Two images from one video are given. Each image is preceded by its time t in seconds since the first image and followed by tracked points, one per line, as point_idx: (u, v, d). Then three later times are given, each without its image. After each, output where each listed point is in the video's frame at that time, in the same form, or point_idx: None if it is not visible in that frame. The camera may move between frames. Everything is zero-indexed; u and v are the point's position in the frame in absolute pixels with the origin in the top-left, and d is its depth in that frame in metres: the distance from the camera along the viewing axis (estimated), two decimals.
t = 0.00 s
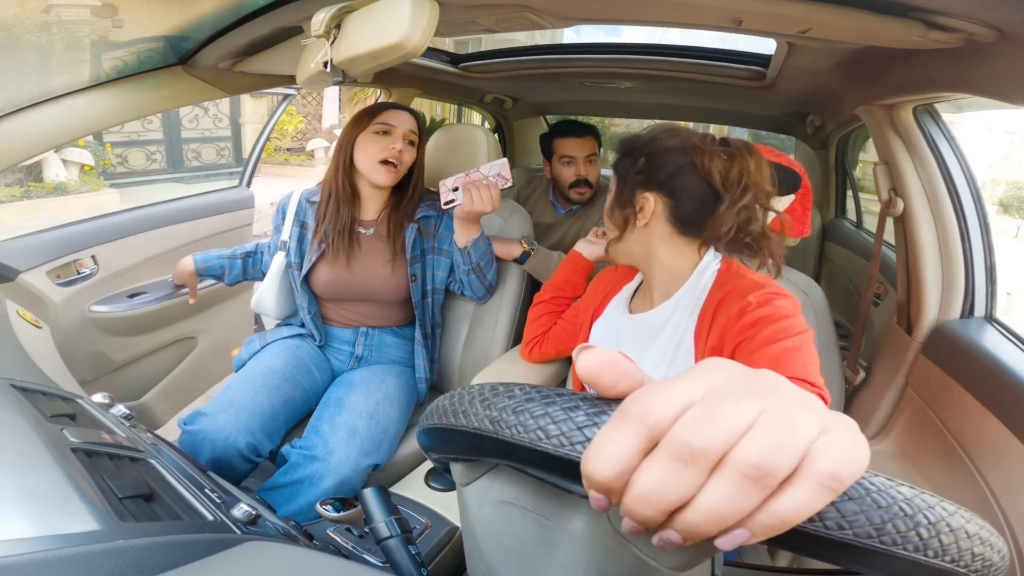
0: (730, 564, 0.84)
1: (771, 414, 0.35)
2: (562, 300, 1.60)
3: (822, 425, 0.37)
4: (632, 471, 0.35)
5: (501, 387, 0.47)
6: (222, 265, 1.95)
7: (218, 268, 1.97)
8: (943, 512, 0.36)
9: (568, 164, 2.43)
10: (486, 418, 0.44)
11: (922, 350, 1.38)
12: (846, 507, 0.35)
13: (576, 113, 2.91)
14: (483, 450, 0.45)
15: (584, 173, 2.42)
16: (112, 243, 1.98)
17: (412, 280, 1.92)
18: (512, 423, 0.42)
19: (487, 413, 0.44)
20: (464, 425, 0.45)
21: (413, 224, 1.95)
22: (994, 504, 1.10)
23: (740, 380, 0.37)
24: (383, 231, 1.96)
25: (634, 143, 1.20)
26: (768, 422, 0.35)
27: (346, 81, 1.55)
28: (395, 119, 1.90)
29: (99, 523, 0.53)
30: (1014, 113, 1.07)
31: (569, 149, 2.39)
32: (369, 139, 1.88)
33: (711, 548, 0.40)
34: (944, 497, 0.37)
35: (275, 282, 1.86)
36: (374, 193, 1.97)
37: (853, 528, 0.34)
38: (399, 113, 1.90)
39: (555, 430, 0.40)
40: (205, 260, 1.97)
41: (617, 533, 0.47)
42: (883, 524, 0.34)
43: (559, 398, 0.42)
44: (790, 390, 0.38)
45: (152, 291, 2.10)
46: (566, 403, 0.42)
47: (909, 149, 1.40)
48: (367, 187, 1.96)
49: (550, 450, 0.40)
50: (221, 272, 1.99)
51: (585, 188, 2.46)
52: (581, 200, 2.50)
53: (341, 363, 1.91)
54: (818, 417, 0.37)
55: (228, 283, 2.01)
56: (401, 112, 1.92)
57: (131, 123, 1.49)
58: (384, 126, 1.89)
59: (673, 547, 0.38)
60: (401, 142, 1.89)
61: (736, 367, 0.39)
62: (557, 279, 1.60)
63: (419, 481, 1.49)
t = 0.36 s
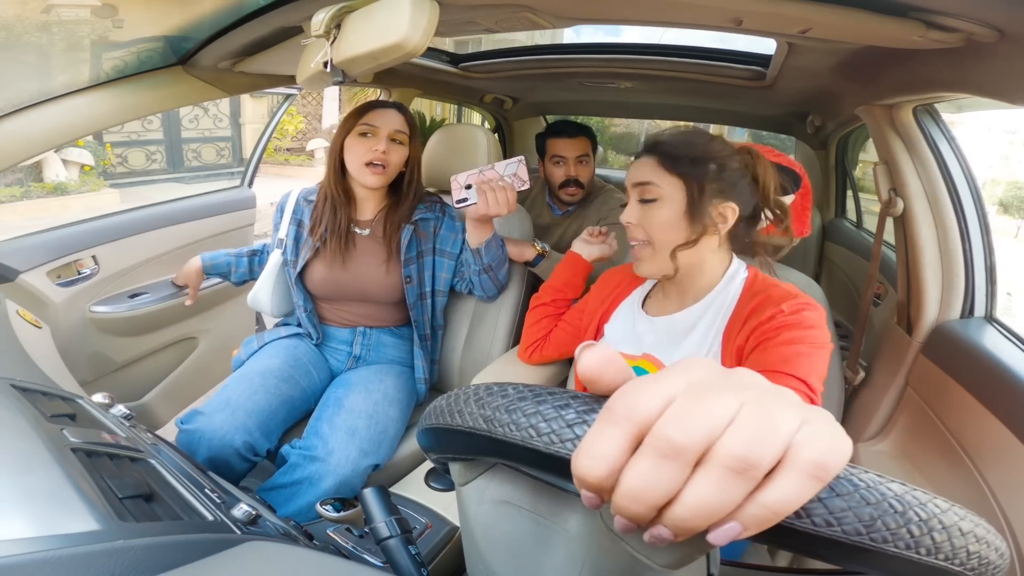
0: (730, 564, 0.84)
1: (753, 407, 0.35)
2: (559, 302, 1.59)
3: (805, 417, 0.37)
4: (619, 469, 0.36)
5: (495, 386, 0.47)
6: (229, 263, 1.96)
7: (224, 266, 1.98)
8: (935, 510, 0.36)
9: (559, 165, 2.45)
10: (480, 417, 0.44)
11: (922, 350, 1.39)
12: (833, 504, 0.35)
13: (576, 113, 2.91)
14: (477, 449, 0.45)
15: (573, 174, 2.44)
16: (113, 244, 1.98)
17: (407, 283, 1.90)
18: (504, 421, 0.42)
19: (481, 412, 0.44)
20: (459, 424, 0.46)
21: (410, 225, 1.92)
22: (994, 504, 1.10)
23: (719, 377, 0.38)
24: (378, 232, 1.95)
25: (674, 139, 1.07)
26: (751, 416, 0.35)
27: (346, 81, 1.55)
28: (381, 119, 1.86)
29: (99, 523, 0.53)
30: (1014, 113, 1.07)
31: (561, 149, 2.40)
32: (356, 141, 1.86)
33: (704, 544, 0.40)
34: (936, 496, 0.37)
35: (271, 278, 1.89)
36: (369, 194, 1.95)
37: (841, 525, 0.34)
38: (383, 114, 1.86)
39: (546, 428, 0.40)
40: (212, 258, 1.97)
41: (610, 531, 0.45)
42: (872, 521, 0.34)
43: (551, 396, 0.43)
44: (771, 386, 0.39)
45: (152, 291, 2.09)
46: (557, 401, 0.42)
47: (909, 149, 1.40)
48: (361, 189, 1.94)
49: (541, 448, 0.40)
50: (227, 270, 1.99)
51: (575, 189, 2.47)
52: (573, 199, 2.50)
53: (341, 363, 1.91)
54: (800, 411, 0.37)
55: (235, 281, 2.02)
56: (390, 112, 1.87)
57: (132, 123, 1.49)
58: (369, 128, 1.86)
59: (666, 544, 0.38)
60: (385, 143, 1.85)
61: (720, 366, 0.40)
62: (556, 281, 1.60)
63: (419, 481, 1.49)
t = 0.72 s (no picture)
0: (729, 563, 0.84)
1: (750, 407, 0.36)
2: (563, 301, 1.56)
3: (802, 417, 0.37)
4: (618, 468, 0.36)
5: (495, 386, 0.47)
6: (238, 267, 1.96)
7: (232, 270, 1.98)
8: (934, 509, 0.36)
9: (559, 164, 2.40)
10: (479, 416, 0.44)
11: (922, 350, 1.38)
12: (832, 503, 0.35)
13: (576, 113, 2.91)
14: (477, 449, 0.45)
15: (574, 171, 2.40)
16: (113, 245, 1.98)
17: (397, 280, 1.90)
18: (503, 421, 0.42)
19: (480, 412, 0.44)
20: (458, 424, 0.46)
21: (396, 223, 1.91)
22: (994, 504, 1.10)
23: (716, 378, 0.38)
24: (367, 231, 1.94)
25: (701, 155, 1.10)
26: (748, 416, 0.35)
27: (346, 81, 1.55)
28: (346, 121, 1.82)
29: (100, 523, 0.53)
30: (1014, 113, 1.07)
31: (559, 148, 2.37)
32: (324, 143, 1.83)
33: (701, 543, 0.40)
34: (936, 495, 0.37)
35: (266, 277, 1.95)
36: (350, 193, 1.93)
37: (839, 525, 0.34)
38: (345, 115, 1.82)
39: (545, 427, 0.40)
40: (220, 261, 1.97)
41: (609, 532, 0.45)
42: (871, 520, 0.34)
43: (550, 396, 0.43)
44: (768, 386, 0.39)
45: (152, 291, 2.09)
46: (556, 401, 0.42)
47: (909, 149, 1.40)
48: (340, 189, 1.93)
49: (539, 447, 0.40)
50: (234, 274, 1.99)
51: (577, 187, 2.43)
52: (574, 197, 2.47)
53: (340, 363, 1.92)
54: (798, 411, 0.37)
55: (241, 285, 2.02)
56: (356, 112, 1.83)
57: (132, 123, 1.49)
58: (334, 130, 1.83)
59: (665, 543, 0.38)
60: (349, 145, 1.82)
61: (717, 368, 0.40)
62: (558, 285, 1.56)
63: (419, 481, 1.49)
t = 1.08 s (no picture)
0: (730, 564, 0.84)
1: (748, 407, 0.36)
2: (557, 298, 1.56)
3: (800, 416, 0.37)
4: (616, 468, 0.36)
5: (494, 386, 0.47)
6: (228, 267, 1.97)
7: (223, 270, 1.98)
8: (933, 509, 0.36)
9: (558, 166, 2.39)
10: (478, 416, 0.44)
11: (922, 350, 1.38)
12: (830, 503, 0.35)
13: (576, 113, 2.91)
14: (476, 449, 0.45)
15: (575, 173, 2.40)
16: (113, 245, 1.98)
17: (372, 277, 1.89)
18: (502, 420, 0.42)
19: (479, 412, 0.44)
20: (457, 424, 0.46)
21: (363, 220, 1.91)
22: (994, 504, 1.10)
23: (714, 377, 0.38)
24: (333, 231, 1.94)
25: (693, 158, 1.09)
26: (746, 416, 0.35)
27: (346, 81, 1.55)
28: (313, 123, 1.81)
29: (100, 523, 0.53)
30: (1014, 113, 1.07)
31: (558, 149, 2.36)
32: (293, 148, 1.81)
33: (701, 543, 0.40)
34: (935, 495, 0.37)
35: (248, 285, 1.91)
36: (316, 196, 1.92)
37: (838, 524, 0.34)
38: (312, 118, 1.81)
39: (544, 427, 0.40)
40: (211, 261, 1.97)
41: (609, 531, 0.45)
42: (869, 520, 0.34)
43: (549, 395, 0.43)
44: (766, 385, 0.39)
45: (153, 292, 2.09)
46: (555, 400, 0.42)
47: (909, 149, 1.40)
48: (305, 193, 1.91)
49: (538, 447, 0.40)
50: (225, 274, 2.00)
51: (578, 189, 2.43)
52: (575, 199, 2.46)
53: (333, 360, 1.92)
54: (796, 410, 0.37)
55: (230, 285, 2.03)
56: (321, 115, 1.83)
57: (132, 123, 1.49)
58: (303, 133, 1.81)
59: (663, 543, 0.38)
60: (321, 148, 1.81)
61: (716, 367, 0.40)
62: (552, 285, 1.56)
63: (419, 481, 1.49)
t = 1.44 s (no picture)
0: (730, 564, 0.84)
1: (749, 406, 0.36)
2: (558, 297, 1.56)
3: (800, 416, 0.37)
4: (616, 467, 0.36)
5: (494, 387, 0.47)
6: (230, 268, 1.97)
7: (224, 271, 1.98)
8: (933, 509, 0.36)
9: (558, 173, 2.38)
10: (478, 416, 0.44)
11: (922, 350, 1.38)
12: (831, 503, 0.35)
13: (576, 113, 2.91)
14: (475, 449, 0.45)
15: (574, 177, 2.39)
16: (113, 245, 1.98)
17: (378, 277, 1.90)
18: (502, 420, 0.42)
19: (479, 412, 0.44)
20: (457, 423, 0.46)
21: (370, 219, 1.92)
22: (993, 504, 1.10)
23: (714, 377, 0.38)
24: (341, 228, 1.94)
25: (716, 158, 1.08)
26: (747, 416, 0.35)
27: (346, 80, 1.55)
28: (323, 123, 1.82)
29: (100, 523, 0.53)
30: (1014, 113, 1.07)
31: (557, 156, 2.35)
32: (304, 149, 1.83)
33: (701, 543, 0.40)
34: (935, 495, 0.37)
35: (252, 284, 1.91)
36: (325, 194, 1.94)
37: (838, 524, 0.34)
38: (323, 119, 1.82)
39: (544, 427, 0.40)
40: (212, 262, 1.96)
41: (609, 531, 0.45)
42: (870, 520, 0.34)
43: (549, 396, 0.43)
44: (766, 385, 0.39)
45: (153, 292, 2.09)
46: (555, 401, 0.42)
47: (909, 149, 1.40)
48: (316, 192, 1.93)
49: (538, 447, 0.40)
50: (226, 275, 1.99)
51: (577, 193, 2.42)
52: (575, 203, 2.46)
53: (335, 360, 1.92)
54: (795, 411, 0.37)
55: (231, 286, 2.02)
56: (331, 115, 1.84)
57: (131, 123, 1.49)
58: (314, 134, 1.82)
59: (664, 543, 0.38)
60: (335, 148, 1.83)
61: (716, 368, 0.40)
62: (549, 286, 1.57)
63: (418, 481, 1.49)
